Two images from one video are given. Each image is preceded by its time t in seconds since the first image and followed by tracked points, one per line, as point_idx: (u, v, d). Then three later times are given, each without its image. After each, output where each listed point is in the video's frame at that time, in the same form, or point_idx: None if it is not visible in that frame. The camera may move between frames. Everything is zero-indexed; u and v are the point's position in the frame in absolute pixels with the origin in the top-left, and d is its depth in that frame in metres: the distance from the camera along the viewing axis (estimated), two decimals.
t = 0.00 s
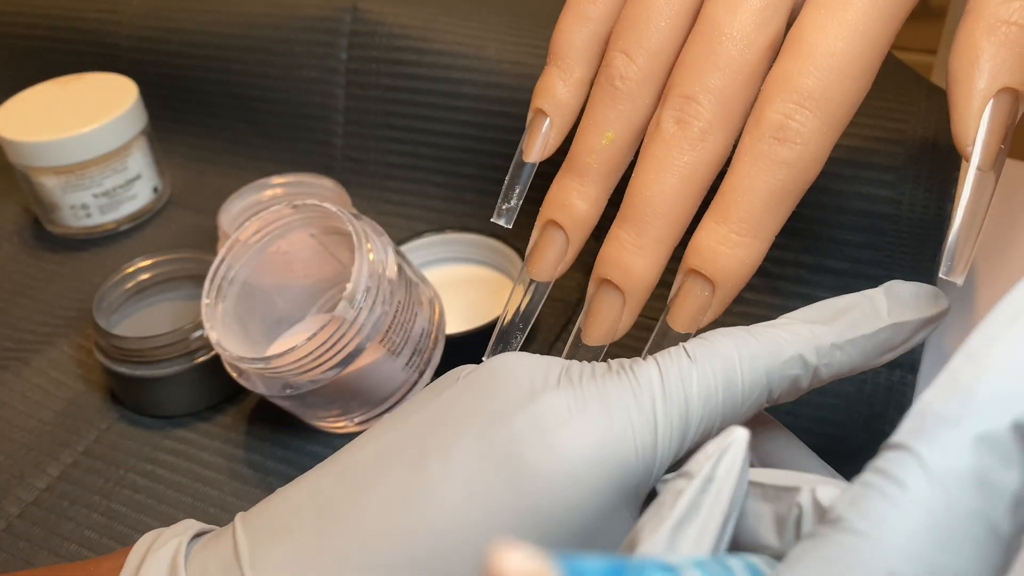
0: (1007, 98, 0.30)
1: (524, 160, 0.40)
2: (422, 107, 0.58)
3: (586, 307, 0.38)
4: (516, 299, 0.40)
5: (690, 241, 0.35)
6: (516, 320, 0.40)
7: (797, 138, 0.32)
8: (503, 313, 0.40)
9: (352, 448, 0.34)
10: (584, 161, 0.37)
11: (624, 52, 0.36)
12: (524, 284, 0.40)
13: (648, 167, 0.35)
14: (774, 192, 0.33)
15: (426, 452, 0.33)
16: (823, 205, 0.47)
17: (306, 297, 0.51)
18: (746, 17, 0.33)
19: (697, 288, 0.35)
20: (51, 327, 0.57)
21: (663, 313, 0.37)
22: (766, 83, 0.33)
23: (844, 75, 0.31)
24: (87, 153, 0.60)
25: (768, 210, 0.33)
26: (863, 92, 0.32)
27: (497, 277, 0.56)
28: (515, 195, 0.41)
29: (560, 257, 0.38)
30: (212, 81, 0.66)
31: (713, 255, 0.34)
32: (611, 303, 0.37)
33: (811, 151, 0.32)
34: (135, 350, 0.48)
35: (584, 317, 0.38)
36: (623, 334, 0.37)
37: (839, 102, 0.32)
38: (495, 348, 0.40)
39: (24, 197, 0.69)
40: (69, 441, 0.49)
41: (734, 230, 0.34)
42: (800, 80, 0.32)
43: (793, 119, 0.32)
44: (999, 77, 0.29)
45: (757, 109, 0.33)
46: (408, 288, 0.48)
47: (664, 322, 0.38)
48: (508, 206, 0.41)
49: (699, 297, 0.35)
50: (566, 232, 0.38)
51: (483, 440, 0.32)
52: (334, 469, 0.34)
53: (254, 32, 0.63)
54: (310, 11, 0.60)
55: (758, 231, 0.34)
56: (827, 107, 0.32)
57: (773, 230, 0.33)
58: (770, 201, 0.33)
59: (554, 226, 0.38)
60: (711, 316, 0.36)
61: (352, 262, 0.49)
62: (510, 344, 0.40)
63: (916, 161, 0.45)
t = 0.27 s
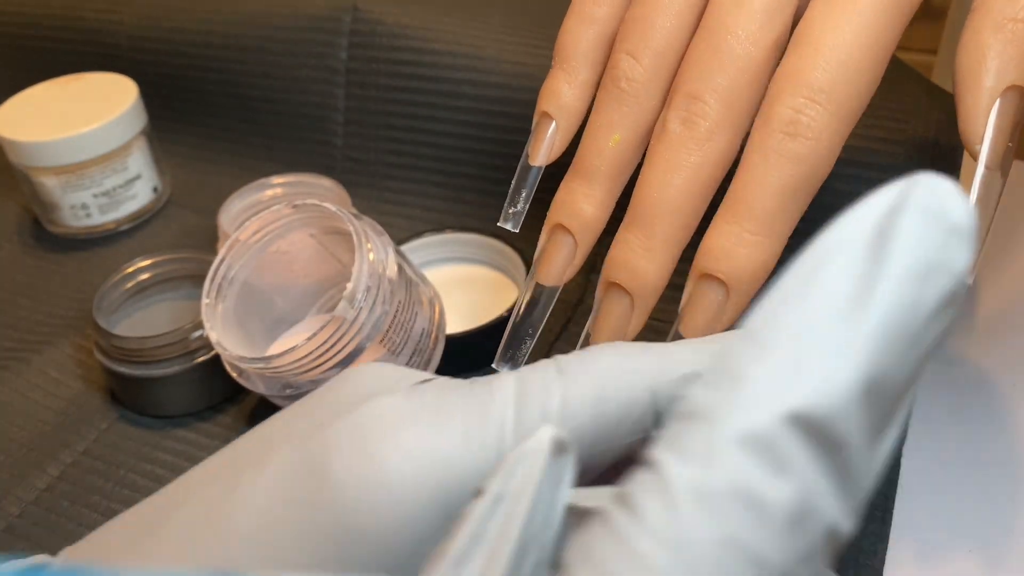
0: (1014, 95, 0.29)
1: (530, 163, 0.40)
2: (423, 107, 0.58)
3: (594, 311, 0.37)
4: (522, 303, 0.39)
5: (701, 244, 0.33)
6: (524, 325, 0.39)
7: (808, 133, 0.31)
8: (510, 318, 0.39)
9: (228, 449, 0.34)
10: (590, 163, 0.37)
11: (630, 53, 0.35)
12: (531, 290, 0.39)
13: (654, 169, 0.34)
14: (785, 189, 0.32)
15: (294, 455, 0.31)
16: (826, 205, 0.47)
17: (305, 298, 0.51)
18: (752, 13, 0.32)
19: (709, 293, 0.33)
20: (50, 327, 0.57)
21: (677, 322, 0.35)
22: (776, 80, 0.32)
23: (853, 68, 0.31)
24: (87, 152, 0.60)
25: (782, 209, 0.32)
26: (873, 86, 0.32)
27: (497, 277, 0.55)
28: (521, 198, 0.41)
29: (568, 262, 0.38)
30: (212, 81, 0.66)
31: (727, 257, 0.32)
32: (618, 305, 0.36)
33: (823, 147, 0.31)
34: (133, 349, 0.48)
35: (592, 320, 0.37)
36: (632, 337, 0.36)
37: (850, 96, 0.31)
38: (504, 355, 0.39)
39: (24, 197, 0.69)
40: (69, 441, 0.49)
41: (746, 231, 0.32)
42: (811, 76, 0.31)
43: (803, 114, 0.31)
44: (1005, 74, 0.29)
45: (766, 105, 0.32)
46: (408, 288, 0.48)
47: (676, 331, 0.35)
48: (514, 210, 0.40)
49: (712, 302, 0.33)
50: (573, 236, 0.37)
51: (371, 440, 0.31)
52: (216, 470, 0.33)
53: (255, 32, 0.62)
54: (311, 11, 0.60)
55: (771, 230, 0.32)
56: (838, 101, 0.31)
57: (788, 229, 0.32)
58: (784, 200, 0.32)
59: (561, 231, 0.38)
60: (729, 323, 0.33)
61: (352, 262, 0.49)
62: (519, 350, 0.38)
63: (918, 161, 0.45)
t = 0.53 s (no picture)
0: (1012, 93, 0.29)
1: (526, 161, 0.39)
2: (421, 107, 0.58)
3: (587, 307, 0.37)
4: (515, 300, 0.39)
5: (699, 242, 0.33)
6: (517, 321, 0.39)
7: (805, 132, 0.31)
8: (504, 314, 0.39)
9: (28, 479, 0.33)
10: (584, 161, 0.36)
11: (625, 50, 0.35)
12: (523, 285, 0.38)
13: (649, 166, 0.34)
14: (783, 188, 0.31)
15: None
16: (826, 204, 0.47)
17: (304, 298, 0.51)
18: (749, 12, 0.32)
19: (705, 292, 0.33)
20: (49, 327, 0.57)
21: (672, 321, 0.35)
22: (772, 78, 0.32)
23: (851, 67, 0.31)
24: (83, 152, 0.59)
25: (779, 207, 0.32)
26: (870, 84, 0.31)
27: (496, 277, 0.55)
28: (516, 195, 0.41)
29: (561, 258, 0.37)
30: (210, 81, 0.66)
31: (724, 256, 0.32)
32: (611, 303, 0.36)
33: (820, 145, 0.31)
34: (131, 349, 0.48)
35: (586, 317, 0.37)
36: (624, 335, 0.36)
37: (847, 94, 0.31)
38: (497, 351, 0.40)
39: (22, 197, 0.69)
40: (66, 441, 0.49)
41: (744, 230, 0.32)
42: (808, 73, 0.31)
43: (800, 112, 0.31)
44: (1004, 73, 0.29)
45: (763, 104, 0.32)
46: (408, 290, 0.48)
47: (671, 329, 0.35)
48: (510, 206, 0.41)
49: (709, 301, 0.33)
50: (567, 232, 0.37)
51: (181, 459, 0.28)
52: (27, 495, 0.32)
53: (253, 31, 0.62)
54: (310, 10, 0.60)
55: (768, 230, 0.32)
56: (835, 99, 0.31)
57: (785, 228, 0.32)
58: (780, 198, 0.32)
59: (555, 227, 0.37)
60: (725, 320, 0.33)
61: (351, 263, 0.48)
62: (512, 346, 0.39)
63: (917, 161, 0.45)
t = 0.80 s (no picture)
0: (1013, 94, 0.28)
1: (526, 160, 0.38)
2: (422, 107, 0.58)
3: (586, 307, 0.36)
4: (516, 300, 0.39)
5: (698, 241, 0.33)
6: (518, 321, 0.39)
7: (806, 130, 0.31)
8: (504, 314, 0.39)
9: None
10: (586, 160, 0.36)
11: (627, 50, 0.35)
12: (525, 285, 0.38)
13: (650, 165, 0.34)
14: (783, 187, 0.31)
15: None
16: (825, 205, 0.47)
17: (305, 298, 0.51)
18: (749, 12, 0.32)
19: (706, 292, 0.33)
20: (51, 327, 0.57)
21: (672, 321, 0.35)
22: (772, 77, 0.32)
23: (851, 66, 0.31)
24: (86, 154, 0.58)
25: (779, 206, 0.32)
26: (870, 84, 0.31)
27: (497, 278, 0.55)
28: (517, 195, 0.39)
29: (562, 258, 0.37)
30: (212, 81, 0.66)
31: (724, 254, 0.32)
32: (611, 303, 0.35)
33: (820, 144, 0.31)
34: (134, 349, 0.48)
35: (585, 317, 0.36)
36: (624, 335, 0.36)
37: (847, 94, 0.31)
38: (496, 351, 0.39)
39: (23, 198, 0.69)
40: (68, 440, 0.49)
41: (744, 229, 0.32)
42: (807, 72, 0.31)
43: (800, 111, 0.31)
44: (1004, 73, 0.28)
45: (764, 103, 0.32)
46: (408, 289, 0.48)
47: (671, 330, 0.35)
48: (511, 207, 0.39)
49: (710, 301, 0.33)
50: (567, 232, 0.36)
51: None
52: None
53: (254, 32, 0.63)
54: (311, 11, 0.60)
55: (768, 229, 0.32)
56: (836, 98, 0.31)
57: (785, 226, 0.32)
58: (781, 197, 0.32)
59: (556, 227, 0.37)
60: (725, 320, 0.33)
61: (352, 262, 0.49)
62: (512, 347, 0.39)
63: (918, 160, 0.46)
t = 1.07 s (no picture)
0: (1012, 94, 0.28)
1: (527, 161, 0.38)
2: (421, 107, 0.58)
3: (586, 308, 0.36)
4: (516, 300, 0.39)
5: (698, 242, 0.33)
6: (517, 321, 0.39)
7: (805, 131, 0.31)
8: (504, 314, 0.39)
9: None
10: (586, 160, 0.36)
11: (626, 51, 0.35)
12: (525, 285, 0.38)
13: (650, 166, 0.34)
14: (783, 188, 0.32)
15: None
16: (825, 206, 0.47)
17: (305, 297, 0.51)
18: (749, 13, 0.32)
19: (706, 293, 0.33)
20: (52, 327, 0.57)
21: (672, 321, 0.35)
22: (771, 77, 0.32)
23: (850, 67, 0.31)
24: (87, 154, 0.59)
25: (779, 206, 0.32)
26: (870, 84, 0.31)
27: (497, 278, 0.56)
28: (517, 196, 0.39)
29: (561, 259, 0.37)
30: (211, 81, 0.66)
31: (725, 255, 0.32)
32: (612, 304, 0.35)
33: (819, 144, 0.31)
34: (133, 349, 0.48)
35: (585, 318, 0.36)
36: (624, 336, 0.36)
37: (847, 95, 0.31)
38: (496, 351, 0.39)
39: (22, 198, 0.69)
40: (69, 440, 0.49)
41: (744, 230, 0.32)
42: (806, 73, 0.31)
43: (800, 112, 0.31)
44: (1003, 74, 0.28)
45: (763, 104, 0.32)
46: (408, 289, 0.48)
47: (672, 330, 0.35)
48: (511, 207, 0.39)
49: (709, 302, 0.33)
50: (567, 233, 0.36)
51: None
52: None
53: (253, 32, 0.62)
54: (310, 11, 0.60)
55: (768, 230, 0.32)
56: (835, 99, 0.31)
57: (786, 227, 0.32)
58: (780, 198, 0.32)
59: (555, 227, 0.37)
60: (726, 320, 0.33)
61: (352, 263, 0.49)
62: (512, 347, 0.39)
63: (918, 160, 0.46)
